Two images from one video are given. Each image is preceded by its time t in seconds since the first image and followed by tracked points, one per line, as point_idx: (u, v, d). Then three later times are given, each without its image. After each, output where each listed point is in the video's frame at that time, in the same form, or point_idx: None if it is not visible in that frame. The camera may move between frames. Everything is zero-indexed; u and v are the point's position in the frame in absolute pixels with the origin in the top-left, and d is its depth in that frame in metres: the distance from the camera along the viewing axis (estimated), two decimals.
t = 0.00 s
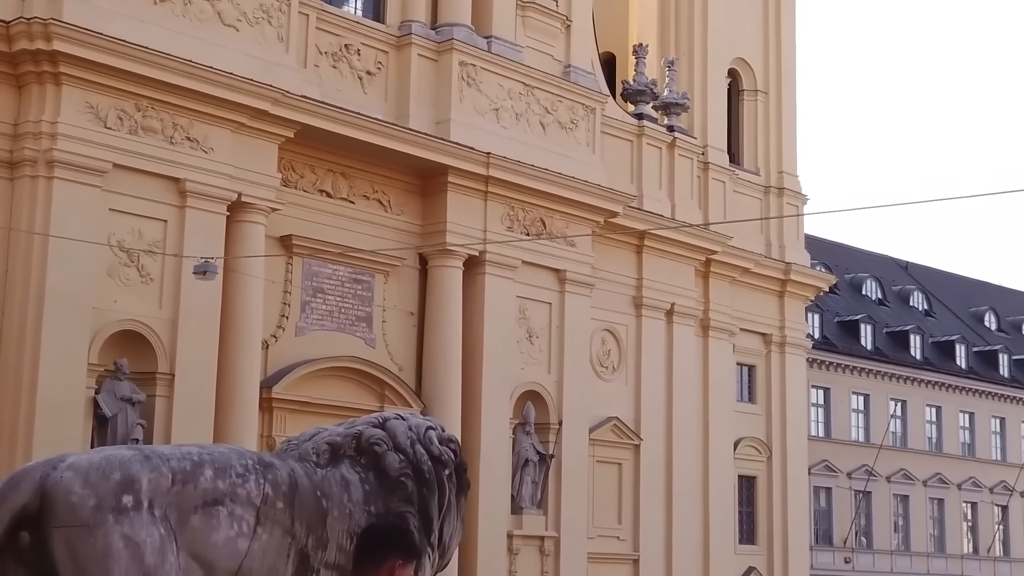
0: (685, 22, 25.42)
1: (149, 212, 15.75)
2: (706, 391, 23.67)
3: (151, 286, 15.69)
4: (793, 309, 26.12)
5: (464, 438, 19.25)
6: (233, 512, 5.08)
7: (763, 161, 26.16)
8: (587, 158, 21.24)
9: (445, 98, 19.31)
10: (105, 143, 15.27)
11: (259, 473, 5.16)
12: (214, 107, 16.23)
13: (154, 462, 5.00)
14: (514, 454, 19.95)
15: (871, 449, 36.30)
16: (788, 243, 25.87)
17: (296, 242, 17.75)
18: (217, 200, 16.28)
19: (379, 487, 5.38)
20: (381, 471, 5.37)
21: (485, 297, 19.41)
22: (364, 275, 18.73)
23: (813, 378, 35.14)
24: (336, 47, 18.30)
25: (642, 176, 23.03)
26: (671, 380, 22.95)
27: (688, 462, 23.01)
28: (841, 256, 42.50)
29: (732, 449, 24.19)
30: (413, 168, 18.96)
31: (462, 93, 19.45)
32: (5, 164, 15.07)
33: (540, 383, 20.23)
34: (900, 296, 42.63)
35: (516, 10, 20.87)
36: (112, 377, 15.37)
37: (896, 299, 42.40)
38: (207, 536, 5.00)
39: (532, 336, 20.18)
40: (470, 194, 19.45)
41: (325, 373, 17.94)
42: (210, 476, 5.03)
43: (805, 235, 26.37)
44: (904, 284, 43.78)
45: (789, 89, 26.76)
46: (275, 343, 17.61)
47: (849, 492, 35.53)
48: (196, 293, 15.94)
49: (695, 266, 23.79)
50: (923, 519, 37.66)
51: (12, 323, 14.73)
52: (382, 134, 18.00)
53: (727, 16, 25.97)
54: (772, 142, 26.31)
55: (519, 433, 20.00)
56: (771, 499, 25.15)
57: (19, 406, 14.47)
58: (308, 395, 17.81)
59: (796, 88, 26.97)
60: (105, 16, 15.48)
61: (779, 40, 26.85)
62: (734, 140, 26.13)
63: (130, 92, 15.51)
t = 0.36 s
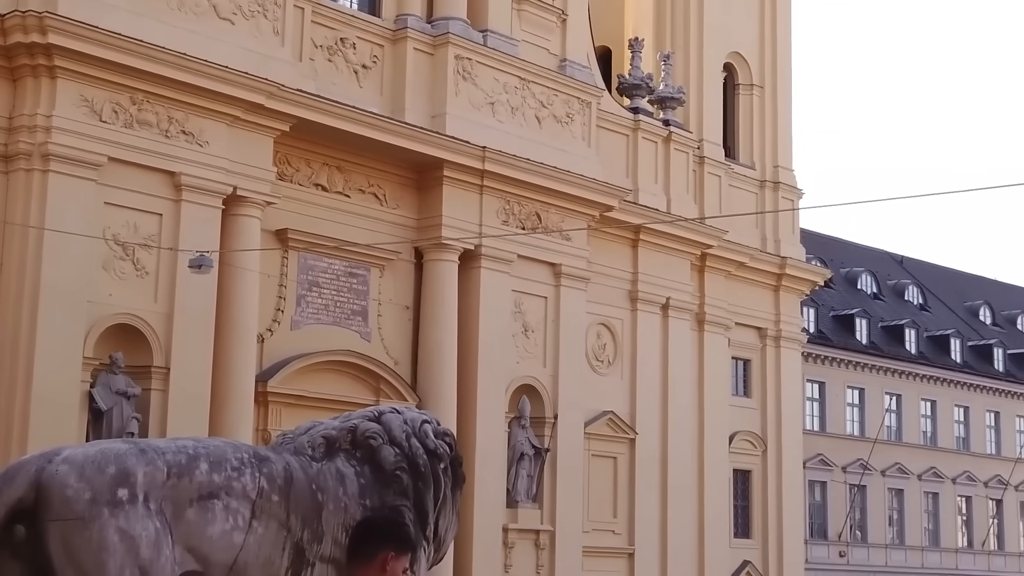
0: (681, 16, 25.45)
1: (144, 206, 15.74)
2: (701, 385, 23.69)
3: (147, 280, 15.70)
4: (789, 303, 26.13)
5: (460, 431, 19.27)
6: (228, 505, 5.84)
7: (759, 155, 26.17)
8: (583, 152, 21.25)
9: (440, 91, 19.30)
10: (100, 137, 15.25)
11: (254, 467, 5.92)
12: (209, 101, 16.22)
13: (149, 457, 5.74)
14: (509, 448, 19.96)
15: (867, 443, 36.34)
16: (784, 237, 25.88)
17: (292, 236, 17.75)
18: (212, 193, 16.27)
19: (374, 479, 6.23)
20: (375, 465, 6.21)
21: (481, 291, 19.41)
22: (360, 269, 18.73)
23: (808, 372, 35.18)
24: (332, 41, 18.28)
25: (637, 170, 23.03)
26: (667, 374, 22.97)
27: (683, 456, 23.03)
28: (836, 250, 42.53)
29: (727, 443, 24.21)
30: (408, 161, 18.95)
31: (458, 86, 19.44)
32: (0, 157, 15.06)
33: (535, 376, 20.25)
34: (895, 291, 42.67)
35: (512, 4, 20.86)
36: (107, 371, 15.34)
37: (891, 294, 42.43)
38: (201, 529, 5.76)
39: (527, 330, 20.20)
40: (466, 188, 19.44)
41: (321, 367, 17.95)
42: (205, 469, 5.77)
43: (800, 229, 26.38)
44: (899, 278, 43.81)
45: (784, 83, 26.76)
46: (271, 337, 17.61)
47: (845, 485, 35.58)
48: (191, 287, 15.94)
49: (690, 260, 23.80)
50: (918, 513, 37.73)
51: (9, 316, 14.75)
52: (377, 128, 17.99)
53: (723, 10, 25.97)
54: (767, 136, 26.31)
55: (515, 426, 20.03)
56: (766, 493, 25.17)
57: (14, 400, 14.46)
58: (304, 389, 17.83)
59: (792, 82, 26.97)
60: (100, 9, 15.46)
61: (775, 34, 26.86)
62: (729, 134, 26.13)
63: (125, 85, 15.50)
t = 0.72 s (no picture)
0: (676, 9, 25.44)
1: (139, 198, 15.72)
2: (696, 379, 23.70)
3: (141, 273, 15.68)
4: (783, 297, 26.14)
5: (455, 425, 19.27)
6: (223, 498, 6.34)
7: (754, 149, 26.18)
8: (578, 146, 21.24)
9: (436, 84, 19.29)
10: (95, 130, 15.24)
11: (249, 460, 6.45)
12: (204, 94, 16.19)
13: (144, 450, 6.21)
14: (505, 441, 19.95)
15: (861, 437, 36.38)
16: (778, 231, 25.89)
17: (287, 229, 17.74)
18: (208, 186, 16.26)
19: (368, 472, 6.80)
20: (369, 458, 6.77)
21: (476, 285, 19.41)
22: (355, 262, 18.72)
23: (803, 365, 35.20)
24: (327, 34, 18.25)
25: (632, 164, 23.04)
26: (662, 368, 22.99)
27: (677, 449, 23.04)
28: (831, 244, 42.55)
29: (722, 436, 24.23)
30: (403, 155, 18.94)
31: (453, 80, 19.43)
32: None
33: (530, 370, 20.26)
34: (890, 284, 42.70)
35: None
36: (101, 364, 15.34)
37: (886, 287, 42.47)
38: (196, 520, 6.28)
39: (522, 324, 20.20)
40: (461, 181, 19.43)
41: (316, 360, 17.96)
42: (200, 463, 6.28)
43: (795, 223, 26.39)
44: (894, 272, 43.85)
45: (779, 77, 26.75)
46: (266, 330, 17.60)
47: (839, 479, 35.63)
48: (186, 280, 15.93)
49: (685, 254, 23.80)
50: (912, 506, 37.81)
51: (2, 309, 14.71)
52: (372, 121, 17.98)
53: (718, 4, 25.96)
54: (762, 130, 26.31)
55: (510, 420, 20.01)
56: (760, 487, 25.20)
57: (8, 393, 14.46)
58: (299, 382, 17.82)
59: (787, 76, 26.97)
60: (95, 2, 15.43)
61: (770, 28, 26.87)
62: (725, 128, 26.10)
63: (120, 78, 15.47)
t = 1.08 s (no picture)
0: (672, 2, 25.44)
1: (134, 191, 15.71)
2: (691, 373, 23.73)
3: (136, 266, 15.67)
4: (778, 290, 26.16)
5: (450, 418, 19.28)
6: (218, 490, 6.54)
7: (749, 143, 26.17)
8: (573, 139, 21.24)
9: (431, 77, 19.28)
10: (90, 122, 15.22)
11: (244, 454, 6.66)
12: (199, 86, 16.18)
13: (139, 442, 6.37)
14: (500, 435, 20.00)
15: (856, 430, 36.42)
16: (773, 225, 25.90)
17: (283, 222, 17.74)
18: (203, 179, 16.25)
19: (363, 465, 7.08)
20: (365, 450, 7.05)
21: (471, 278, 19.42)
22: (350, 255, 18.72)
23: (798, 359, 35.25)
24: (322, 27, 18.21)
25: (627, 157, 23.05)
26: (657, 362, 23.01)
27: (672, 442, 23.06)
28: (826, 238, 42.58)
29: (717, 429, 24.24)
30: (399, 148, 18.93)
31: (448, 73, 19.42)
32: None
33: (525, 363, 20.28)
34: (885, 278, 42.74)
35: None
36: (96, 357, 15.33)
37: (880, 281, 42.51)
38: (192, 511, 6.46)
39: (517, 317, 20.21)
40: (456, 174, 19.43)
41: (311, 353, 17.96)
42: (195, 455, 6.46)
43: (790, 217, 26.40)
44: (889, 266, 43.88)
45: (774, 70, 26.75)
46: (261, 323, 17.59)
47: (834, 472, 35.68)
48: (181, 272, 15.92)
49: (680, 247, 23.82)
50: (907, 500, 37.88)
51: None
52: (368, 115, 17.97)
53: None
54: (758, 123, 26.31)
55: (505, 413, 20.06)
56: (755, 480, 25.23)
57: (3, 386, 14.45)
58: (294, 375, 17.83)
59: (782, 69, 26.97)
60: None
61: (765, 22, 26.87)
62: (720, 121, 26.10)
63: (114, 70, 15.46)
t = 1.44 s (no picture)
0: None
1: (129, 183, 15.69)
2: (687, 366, 23.73)
3: (131, 259, 15.66)
4: (773, 283, 26.16)
5: (445, 411, 19.29)
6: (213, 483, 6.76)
7: (745, 136, 26.16)
8: (568, 132, 21.23)
9: (426, 70, 19.27)
10: (85, 115, 15.21)
11: (239, 446, 6.89)
12: (194, 79, 16.16)
13: (133, 435, 6.64)
14: (495, 428, 19.98)
15: (850, 424, 36.47)
16: (769, 218, 25.91)
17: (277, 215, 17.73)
18: (198, 172, 16.23)
19: (358, 457, 7.34)
20: (360, 443, 7.32)
21: (466, 271, 19.42)
22: (345, 249, 18.71)
23: (793, 352, 35.28)
24: (317, 20, 18.18)
25: (623, 150, 23.04)
26: (652, 355, 23.02)
27: (667, 435, 23.07)
28: (821, 231, 42.60)
29: (712, 422, 24.26)
30: (394, 141, 18.91)
31: (444, 66, 19.41)
32: None
33: (521, 356, 20.28)
34: (880, 271, 42.77)
35: None
36: (91, 350, 15.31)
37: (875, 274, 42.55)
38: (188, 503, 6.70)
39: (512, 310, 20.21)
40: (451, 167, 19.42)
41: (306, 346, 17.97)
42: (189, 448, 6.70)
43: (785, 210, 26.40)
44: (884, 260, 43.91)
45: (770, 63, 26.73)
46: (256, 316, 17.58)
47: (828, 465, 35.73)
48: (176, 265, 15.91)
49: (676, 241, 23.82)
50: (901, 493, 37.94)
51: None
52: (363, 108, 17.96)
53: None
54: (753, 117, 26.30)
55: (500, 406, 20.04)
56: (750, 473, 25.26)
57: None
58: (289, 368, 17.82)
59: (777, 62, 26.95)
60: None
61: (761, 15, 26.86)
62: (716, 115, 26.09)
63: (109, 63, 15.43)
